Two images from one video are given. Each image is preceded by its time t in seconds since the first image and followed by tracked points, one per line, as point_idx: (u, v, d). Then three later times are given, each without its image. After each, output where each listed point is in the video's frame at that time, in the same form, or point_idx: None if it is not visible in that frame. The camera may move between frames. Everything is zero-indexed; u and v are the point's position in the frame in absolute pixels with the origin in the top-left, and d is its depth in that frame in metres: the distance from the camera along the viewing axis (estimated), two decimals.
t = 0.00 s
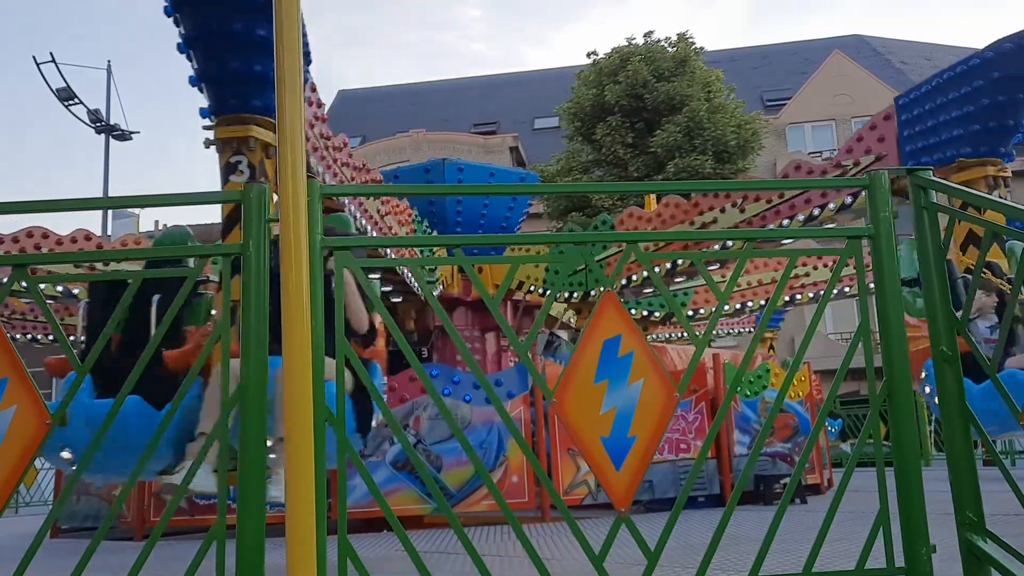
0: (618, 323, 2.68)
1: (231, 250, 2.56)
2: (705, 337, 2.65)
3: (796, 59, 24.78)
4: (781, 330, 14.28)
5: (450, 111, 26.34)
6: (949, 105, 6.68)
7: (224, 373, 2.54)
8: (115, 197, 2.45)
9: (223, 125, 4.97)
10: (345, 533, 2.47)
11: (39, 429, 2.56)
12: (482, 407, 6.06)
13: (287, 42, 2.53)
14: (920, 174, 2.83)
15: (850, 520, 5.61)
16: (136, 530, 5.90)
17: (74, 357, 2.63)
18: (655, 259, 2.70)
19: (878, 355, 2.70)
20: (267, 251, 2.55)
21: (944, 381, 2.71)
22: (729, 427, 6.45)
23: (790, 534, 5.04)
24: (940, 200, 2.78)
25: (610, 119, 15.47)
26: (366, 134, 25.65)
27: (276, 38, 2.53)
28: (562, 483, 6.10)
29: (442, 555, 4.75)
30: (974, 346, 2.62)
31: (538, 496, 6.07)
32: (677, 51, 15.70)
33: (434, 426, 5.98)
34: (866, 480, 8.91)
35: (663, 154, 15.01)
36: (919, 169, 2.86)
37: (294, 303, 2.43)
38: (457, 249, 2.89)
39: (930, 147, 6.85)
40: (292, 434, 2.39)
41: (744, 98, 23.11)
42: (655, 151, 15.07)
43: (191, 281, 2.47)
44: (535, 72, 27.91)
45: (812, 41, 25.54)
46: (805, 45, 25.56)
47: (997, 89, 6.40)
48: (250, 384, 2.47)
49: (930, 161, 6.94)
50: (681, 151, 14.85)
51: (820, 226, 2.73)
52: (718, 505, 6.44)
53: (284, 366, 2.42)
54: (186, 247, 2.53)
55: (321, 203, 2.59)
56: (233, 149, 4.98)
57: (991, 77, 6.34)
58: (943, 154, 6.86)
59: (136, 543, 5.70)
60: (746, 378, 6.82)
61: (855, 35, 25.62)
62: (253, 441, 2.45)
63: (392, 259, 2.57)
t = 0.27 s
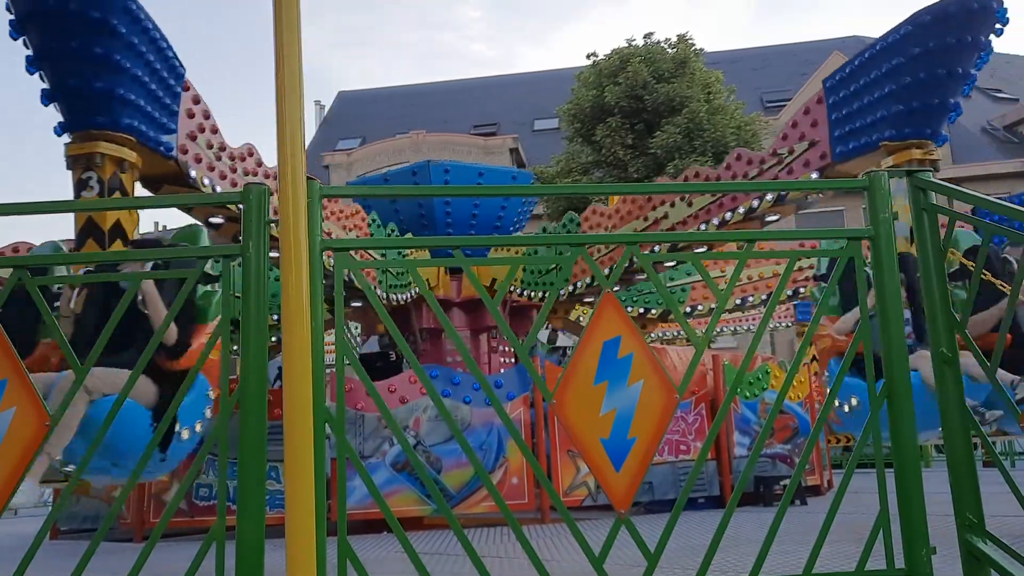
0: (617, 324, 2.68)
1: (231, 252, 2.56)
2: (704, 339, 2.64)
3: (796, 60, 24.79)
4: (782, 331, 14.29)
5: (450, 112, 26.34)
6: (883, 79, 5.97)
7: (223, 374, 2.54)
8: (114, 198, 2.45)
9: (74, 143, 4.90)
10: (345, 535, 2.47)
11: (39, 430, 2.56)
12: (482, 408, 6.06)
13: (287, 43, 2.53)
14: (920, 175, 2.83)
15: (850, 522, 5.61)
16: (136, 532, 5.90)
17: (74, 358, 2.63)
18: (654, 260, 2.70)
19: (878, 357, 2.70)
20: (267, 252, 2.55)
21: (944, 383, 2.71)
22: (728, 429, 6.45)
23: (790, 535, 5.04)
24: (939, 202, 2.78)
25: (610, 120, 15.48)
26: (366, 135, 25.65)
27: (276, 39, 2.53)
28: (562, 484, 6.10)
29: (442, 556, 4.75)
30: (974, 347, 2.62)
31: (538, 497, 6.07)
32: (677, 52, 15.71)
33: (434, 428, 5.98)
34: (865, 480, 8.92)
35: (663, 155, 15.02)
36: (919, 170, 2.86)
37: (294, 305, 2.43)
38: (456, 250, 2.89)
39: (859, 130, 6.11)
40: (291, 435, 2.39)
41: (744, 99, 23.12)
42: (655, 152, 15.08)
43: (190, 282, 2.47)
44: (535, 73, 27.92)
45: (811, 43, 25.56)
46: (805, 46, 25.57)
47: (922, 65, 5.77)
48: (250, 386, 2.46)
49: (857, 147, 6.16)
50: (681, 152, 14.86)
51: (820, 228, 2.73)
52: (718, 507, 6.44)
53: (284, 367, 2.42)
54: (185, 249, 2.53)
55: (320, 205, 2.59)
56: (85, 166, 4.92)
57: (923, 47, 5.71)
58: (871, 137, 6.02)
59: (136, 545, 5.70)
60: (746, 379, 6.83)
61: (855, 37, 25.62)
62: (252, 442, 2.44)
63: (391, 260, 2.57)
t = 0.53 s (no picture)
0: (617, 326, 2.68)
1: (231, 253, 2.56)
2: (704, 340, 2.64)
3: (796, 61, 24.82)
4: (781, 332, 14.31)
5: (450, 113, 26.37)
6: (775, 66, 6.22)
7: (223, 376, 2.53)
8: (114, 200, 2.45)
9: None
10: (345, 536, 2.46)
11: (38, 431, 2.56)
12: (482, 409, 6.06)
13: (287, 44, 2.53)
14: (919, 177, 2.83)
15: (849, 523, 5.61)
16: (136, 533, 5.89)
17: (73, 359, 2.62)
18: (654, 262, 2.70)
19: (878, 357, 2.70)
20: (267, 253, 2.55)
21: (944, 383, 2.71)
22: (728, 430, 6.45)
23: (789, 536, 5.04)
24: (939, 203, 2.78)
25: (609, 121, 15.49)
26: (365, 136, 25.69)
27: (276, 41, 2.53)
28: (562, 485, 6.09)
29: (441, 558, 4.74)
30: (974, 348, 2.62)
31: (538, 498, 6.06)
32: (677, 53, 15.72)
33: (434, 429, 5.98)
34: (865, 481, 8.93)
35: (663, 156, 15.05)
36: (919, 171, 2.86)
37: (293, 306, 2.43)
38: (456, 252, 2.89)
39: (762, 118, 6.40)
40: (290, 437, 2.39)
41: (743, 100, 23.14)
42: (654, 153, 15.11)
43: (190, 283, 2.47)
44: (535, 74, 27.95)
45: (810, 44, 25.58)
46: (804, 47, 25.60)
47: (811, 47, 5.99)
48: (249, 388, 2.46)
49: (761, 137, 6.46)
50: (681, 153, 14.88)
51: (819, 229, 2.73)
52: (718, 508, 6.44)
53: (283, 369, 2.41)
54: (184, 250, 2.53)
55: (320, 207, 2.59)
56: None
57: (812, 29, 5.90)
58: (769, 126, 6.34)
59: (136, 546, 5.70)
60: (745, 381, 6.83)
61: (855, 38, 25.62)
62: (251, 443, 2.44)
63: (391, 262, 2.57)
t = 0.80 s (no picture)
0: (616, 326, 2.68)
1: (230, 253, 2.55)
2: (704, 339, 2.64)
3: (795, 61, 24.83)
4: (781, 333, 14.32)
5: (449, 114, 26.37)
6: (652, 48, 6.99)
7: (222, 377, 2.53)
8: (112, 200, 2.44)
9: None
10: (345, 537, 2.47)
11: (37, 432, 2.55)
12: (482, 410, 6.07)
13: (286, 44, 2.53)
14: (919, 177, 2.83)
15: (849, 522, 5.62)
16: (135, 534, 5.89)
17: (72, 360, 2.62)
18: (654, 262, 2.70)
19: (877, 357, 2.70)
20: (266, 253, 2.55)
21: (944, 382, 2.71)
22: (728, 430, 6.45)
23: (788, 536, 5.04)
24: (938, 203, 2.78)
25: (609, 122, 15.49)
26: (365, 137, 25.69)
27: (275, 40, 2.53)
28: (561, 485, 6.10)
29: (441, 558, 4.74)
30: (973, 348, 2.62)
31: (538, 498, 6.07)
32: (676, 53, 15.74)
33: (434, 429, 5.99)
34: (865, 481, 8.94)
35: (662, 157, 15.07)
36: (918, 171, 2.86)
37: (293, 306, 2.42)
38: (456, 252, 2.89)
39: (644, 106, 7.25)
40: (290, 437, 2.39)
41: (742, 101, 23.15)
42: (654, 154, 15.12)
43: (189, 284, 2.47)
44: (534, 75, 27.96)
45: (810, 44, 25.60)
46: (803, 48, 25.62)
47: (677, 33, 6.77)
48: (249, 388, 2.46)
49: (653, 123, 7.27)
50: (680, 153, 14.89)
51: (819, 229, 2.73)
52: (718, 508, 6.44)
53: (283, 369, 2.41)
54: (183, 250, 2.53)
55: (320, 207, 2.59)
56: None
57: (672, 15, 6.70)
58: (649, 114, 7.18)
59: (135, 546, 5.70)
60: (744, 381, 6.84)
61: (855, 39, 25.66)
62: (251, 444, 2.44)
63: (390, 262, 2.57)
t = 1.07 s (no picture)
0: (615, 325, 2.68)
1: (229, 252, 2.55)
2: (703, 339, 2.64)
3: (795, 62, 24.83)
4: (780, 333, 14.31)
5: (448, 114, 26.37)
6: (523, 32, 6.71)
7: (221, 376, 2.53)
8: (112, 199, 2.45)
9: None
10: (344, 536, 2.47)
11: (36, 431, 2.55)
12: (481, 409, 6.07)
13: (285, 42, 2.53)
14: (919, 176, 2.83)
15: (849, 522, 5.62)
16: (134, 533, 5.89)
17: (71, 359, 2.62)
18: (653, 260, 2.70)
19: (876, 357, 2.70)
20: (265, 252, 2.55)
21: (943, 382, 2.72)
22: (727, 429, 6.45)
23: (788, 535, 5.03)
24: (938, 202, 2.78)
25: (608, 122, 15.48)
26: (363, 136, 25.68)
27: (275, 38, 2.53)
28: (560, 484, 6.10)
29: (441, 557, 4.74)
30: (972, 347, 2.62)
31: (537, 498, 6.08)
32: (676, 53, 15.73)
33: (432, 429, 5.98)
34: (864, 481, 8.93)
35: (661, 157, 15.06)
36: (918, 170, 2.86)
37: (292, 305, 2.43)
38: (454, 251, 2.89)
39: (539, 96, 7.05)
40: (290, 436, 2.39)
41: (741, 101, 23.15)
42: (653, 154, 15.12)
43: (189, 283, 2.47)
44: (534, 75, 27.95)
45: (808, 44, 25.61)
46: (802, 48, 25.63)
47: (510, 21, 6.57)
48: (248, 387, 2.46)
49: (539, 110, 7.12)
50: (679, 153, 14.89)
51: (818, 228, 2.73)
52: (717, 507, 6.43)
53: (282, 368, 2.41)
54: (183, 250, 2.53)
55: (319, 206, 2.59)
56: None
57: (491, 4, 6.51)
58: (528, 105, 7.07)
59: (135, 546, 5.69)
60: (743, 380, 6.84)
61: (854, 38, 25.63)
62: (251, 442, 2.44)
63: (390, 260, 2.57)
